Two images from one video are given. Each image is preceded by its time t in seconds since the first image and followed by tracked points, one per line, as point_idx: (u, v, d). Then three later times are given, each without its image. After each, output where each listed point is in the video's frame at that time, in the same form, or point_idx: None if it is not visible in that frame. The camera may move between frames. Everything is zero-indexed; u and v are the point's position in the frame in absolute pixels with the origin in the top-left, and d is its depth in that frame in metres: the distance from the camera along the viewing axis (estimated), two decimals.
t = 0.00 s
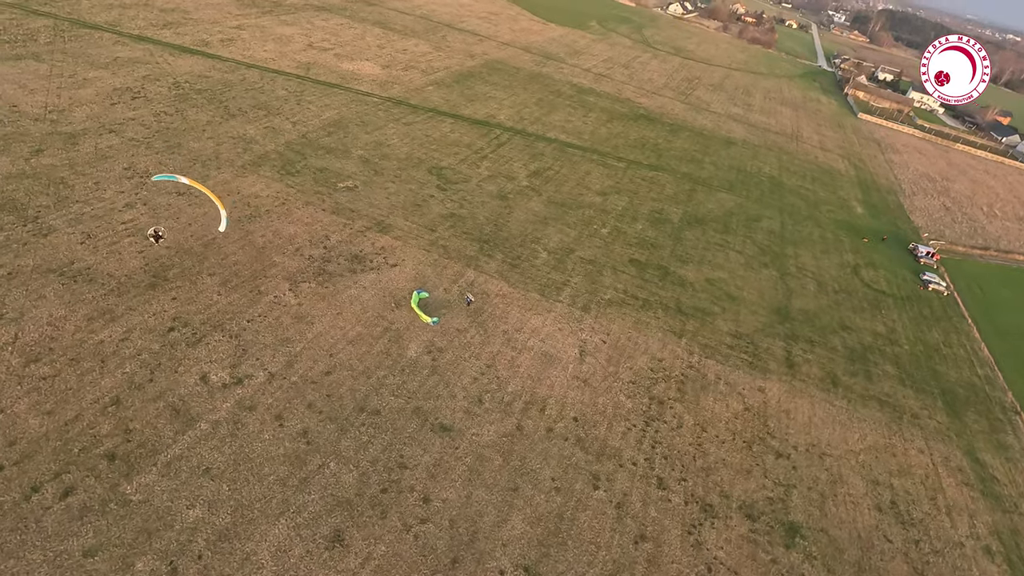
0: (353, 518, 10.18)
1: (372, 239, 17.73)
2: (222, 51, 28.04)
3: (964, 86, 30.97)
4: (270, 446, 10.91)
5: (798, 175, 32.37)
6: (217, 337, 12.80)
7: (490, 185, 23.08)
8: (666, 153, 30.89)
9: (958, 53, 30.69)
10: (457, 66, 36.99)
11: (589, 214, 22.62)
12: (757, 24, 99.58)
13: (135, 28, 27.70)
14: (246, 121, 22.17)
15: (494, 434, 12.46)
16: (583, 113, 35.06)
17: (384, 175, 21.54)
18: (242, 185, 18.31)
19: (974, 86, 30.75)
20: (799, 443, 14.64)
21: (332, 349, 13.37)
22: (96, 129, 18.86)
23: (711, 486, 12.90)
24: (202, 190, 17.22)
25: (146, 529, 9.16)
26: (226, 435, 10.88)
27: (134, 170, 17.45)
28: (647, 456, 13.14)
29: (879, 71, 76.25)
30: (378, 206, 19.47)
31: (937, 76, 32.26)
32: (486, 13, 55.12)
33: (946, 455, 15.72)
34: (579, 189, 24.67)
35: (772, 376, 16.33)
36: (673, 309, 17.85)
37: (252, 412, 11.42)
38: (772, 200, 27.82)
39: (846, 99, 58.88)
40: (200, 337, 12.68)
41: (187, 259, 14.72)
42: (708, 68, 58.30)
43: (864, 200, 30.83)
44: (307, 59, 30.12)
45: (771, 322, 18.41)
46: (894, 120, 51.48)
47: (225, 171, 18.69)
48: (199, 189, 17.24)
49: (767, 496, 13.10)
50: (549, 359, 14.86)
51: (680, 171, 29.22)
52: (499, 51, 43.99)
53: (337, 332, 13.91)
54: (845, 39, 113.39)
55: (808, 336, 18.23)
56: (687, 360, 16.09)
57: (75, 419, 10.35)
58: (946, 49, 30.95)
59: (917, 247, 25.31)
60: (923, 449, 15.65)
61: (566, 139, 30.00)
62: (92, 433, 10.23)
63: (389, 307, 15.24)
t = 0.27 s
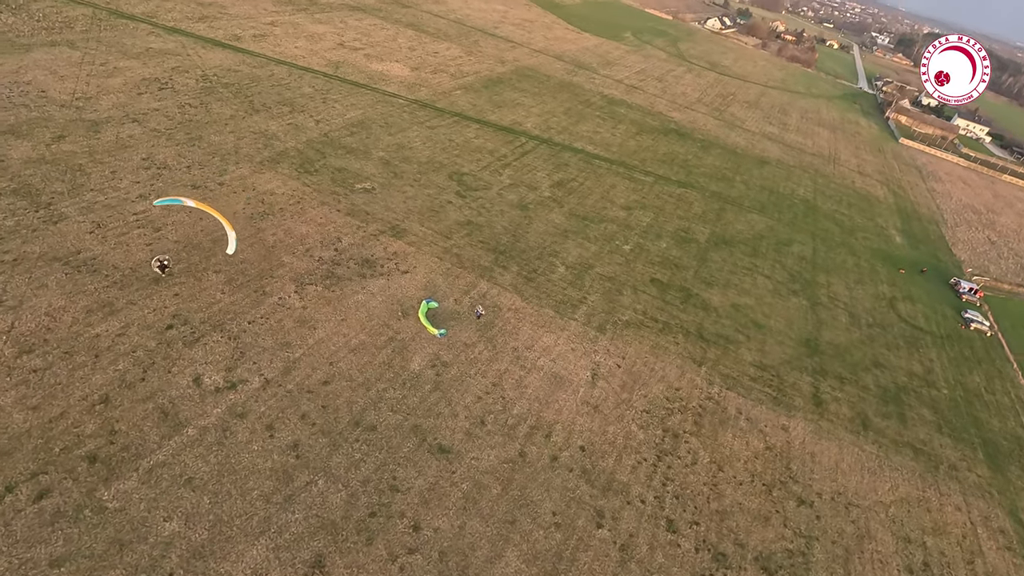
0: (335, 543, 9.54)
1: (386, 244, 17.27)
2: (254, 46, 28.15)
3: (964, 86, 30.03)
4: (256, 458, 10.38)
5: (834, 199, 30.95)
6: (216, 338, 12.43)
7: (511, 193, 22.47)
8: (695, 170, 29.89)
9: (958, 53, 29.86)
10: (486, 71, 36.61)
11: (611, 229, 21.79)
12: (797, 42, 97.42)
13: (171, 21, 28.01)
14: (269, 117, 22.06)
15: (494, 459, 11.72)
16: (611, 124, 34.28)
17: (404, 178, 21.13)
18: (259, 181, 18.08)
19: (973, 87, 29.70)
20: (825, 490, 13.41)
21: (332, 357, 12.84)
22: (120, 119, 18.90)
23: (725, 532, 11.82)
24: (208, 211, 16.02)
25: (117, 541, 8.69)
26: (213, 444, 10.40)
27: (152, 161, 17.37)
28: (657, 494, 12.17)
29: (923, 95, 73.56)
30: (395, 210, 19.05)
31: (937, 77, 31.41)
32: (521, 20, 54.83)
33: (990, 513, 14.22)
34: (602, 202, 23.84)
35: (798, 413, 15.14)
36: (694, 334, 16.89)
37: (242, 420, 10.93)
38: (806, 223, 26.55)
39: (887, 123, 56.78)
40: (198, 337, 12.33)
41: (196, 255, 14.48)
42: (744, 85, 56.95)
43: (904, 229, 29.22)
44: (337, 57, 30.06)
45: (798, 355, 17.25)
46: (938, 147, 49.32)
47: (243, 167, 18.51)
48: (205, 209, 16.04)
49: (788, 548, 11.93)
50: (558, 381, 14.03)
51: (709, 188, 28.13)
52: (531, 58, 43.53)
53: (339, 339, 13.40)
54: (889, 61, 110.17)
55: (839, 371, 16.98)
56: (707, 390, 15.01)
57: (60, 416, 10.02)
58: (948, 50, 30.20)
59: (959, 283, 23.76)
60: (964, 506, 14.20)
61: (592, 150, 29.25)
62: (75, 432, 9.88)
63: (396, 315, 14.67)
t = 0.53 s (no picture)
0: None
1: (393, 255, 16.74)
2: (275, 50, 28.09)
3: (964, 86, 24.81)
4: (238, 483, 9.74)
5: (862, 224, 29.70)
6: (208, 350, 11.92)
7: (526, 208, 21.80)
8: (717, 190, 28.97)
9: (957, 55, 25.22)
10: (507, 82, 36.21)
11: (627, 248, 20.97)
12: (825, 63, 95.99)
13: (195, 23, 28.10)
14: (284, 121, 21.81)
15: (492, 493, 10.93)
16: (632, 140, 33.55)
17: (417, 189, 20.63)
18: (269, 187, 17.77)
19: (973, 87, 24.54)
20: (851, 543, 12.13)
21: (327, 375, 12.22)
22: (133, 118, 18.77)
23: None
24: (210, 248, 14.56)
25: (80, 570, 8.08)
26: (194, 466, 9.79)
27: (161, 162, 17.12)
28: (668, 540, 11.14)
29: (956, 120, 71.55)
30: (406, 221, 18.55)
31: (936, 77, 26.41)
32: (545, 33, 54.60)
33: None
34: (620, 220, 23.04)
35: (824, 455, 13.93)
36: (712, 364, 15.91)
37: (227, 440, 10.33)
38: (832, 249, 25.40)
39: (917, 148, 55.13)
40: (190, 347, 11.84)
41: (196, 260, 14.10)
42: (769, 105, 55.88)
43: (936, 259, 27.83)
44: (356, 64, 29.88)
45: (823, 390, 16.11)
46: (971, 174, 47.59)
47: (253, 171, 18.22)
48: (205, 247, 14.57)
49: None
50: (566, 409, 13.18)
51: (732, 209, 27.13)
52: (553, 71, 43.13)
53: (337, 355, 12.81)
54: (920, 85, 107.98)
55: (868, 410, 15.77)
56: (725, 425, 13.95)
57: (36, 428, 9.54)
58: (947, 48, 25.30)
59: (994, 318, 22.43)
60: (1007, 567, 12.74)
61: (611, 166, 28.52)
62: (51, 446, 9.39)
63: (398, 332, 14.03)
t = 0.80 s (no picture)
0: None
1: (390, 272, 16.16)
2: (276, 60, 27.73)
3: (963, 86, 23.71)
4: (210, 523, 8.96)
5: (875, 242, 28.89)
6: (186, 374, 11.29)
7: (528, 223, 21.13)
8: (725, 205, 28.27)
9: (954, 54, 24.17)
10: (511, 94, 35.77)
11: (633, 266, 20.24)
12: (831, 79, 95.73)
13: (196, 32, 27.79)
14: (282, 132, 21.38)
15: (488, 534, 10.12)
16: (637, 153, 32.97)
17: (416, 203, 20.07)
18: (263, 201, 17.34)
19: (973, 87, 23.46)
20: None
21: (314, 402, 11.46)
22: (125, 128, 18.40)
23: None
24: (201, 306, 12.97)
25: None
26: (164, 504, 9.03)
27: (151, 173, 16.73)
28: None
29: (964, 136, 70.86)
30: (405, 236, 18.00)
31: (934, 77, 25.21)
32: (550, 45, 54.41)
33: None
34: (625, 236, 22.33)
35: (845, 491, 12.99)
36: (722, 390, 15.03)
37: (202, 474, 9.58)
38: (845, 268, 24.60)
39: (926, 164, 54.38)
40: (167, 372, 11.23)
41: (181, 276, 13.62)
42: (776, 119, 55.38)
43: (952, 279, 26.93)
44: (359, 74, 29.47)
45: (841, 420, 15.17)
46: (982, 191, 46.73)
47: (246, 183, 17.83)
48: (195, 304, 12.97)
49: None
50: (568, 440, 12.37)
51: (740, 225, 26.38)
52: (558, 83, 42.75)
53: (325, 380, 12.09)
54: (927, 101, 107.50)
55: (889, 442, 14.82)
56: (738, 458, 13.05)
57: None
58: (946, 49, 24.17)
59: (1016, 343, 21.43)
60: None
61: (616, 180, 27.89)
62: (8, 483, 8.72)
63: (391, 356, 13.28)
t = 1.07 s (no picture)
0: None
1: (378, 289, 15.45)
2: (262, 67, 26.99)
3: (964, 86, 23.81)
4: None
5: (875, 251, 28.38)
6: (154, 406, 10.70)
7: (523, 234, 20.43)
8: (723, 214, 27.71)
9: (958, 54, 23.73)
10: (504, 102, 35.16)
11: (631, 278, 19.56)
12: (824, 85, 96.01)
13: (180, 38, 27.02)
14: (267, 141, 20.71)
15: None
16: (633, 161, 32.40)
17: (407, 214, 19.34)
18: (244, 214, 16.73)
19: (975, 87, 23.56)
20: None
21: (294, 434, 10.82)
22: (101, 138, 17.71)
23: None
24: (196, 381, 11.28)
25: None
26: (124, 555, 8.38)
27: (126, 185, 16.12)
28: None
29: (957, 142, 70.94)
30: (394, 250, 17.29)
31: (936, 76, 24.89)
32: (544, 52, 53.98)
33: None
34: (623, 247, 21.67)
35: (862, 520, 12.25)
36: (728, 412, 14.32)
37: (166, 520, 8.93)
38: (847, 279, 24.03)
39: (921, 170, 54.16)
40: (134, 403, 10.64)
41: (155, 297, 13.04)
42: (770, 125, 55.15)
43: (955, 288, 26.43)
44: (348, 81, 28.77)
45: (853, 441, 14.47)
46: (978, 197, 46.49)
47: (227, 196, 17.22)
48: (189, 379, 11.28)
49: None
50: (567, 470, 11.62)
51: (740, 234, 25.78)
52: (552, 90, 42.23)
53: (307, 408, 11.41)
54: (918, 107, 108.11)
55: (903, 464, 14.11)
56: (748, 485, 12.34)
57: None
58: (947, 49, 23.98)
59: None
60: None
61: (612, 188, 27.29)
62: None
63: (379, 381, 12.55)
